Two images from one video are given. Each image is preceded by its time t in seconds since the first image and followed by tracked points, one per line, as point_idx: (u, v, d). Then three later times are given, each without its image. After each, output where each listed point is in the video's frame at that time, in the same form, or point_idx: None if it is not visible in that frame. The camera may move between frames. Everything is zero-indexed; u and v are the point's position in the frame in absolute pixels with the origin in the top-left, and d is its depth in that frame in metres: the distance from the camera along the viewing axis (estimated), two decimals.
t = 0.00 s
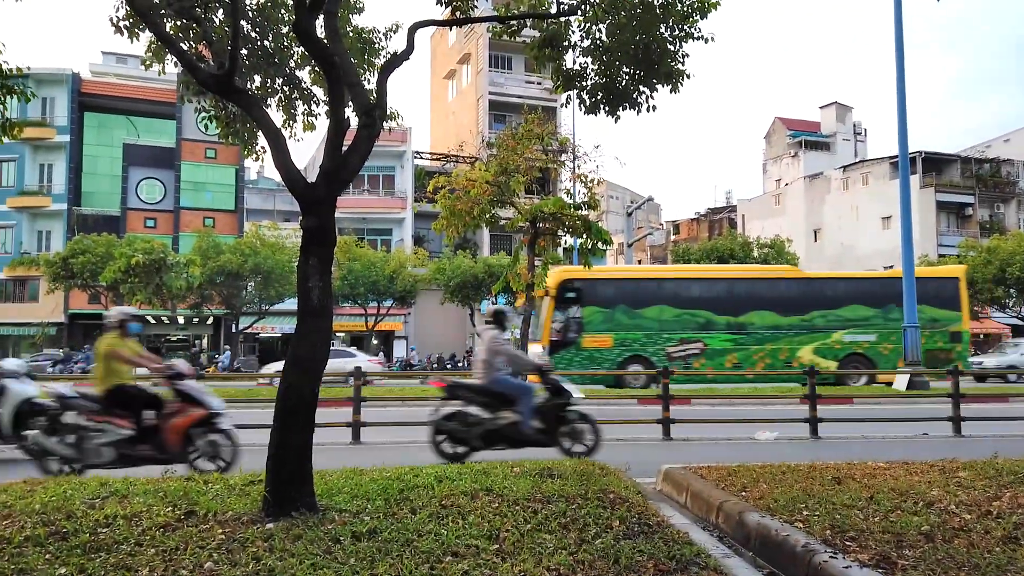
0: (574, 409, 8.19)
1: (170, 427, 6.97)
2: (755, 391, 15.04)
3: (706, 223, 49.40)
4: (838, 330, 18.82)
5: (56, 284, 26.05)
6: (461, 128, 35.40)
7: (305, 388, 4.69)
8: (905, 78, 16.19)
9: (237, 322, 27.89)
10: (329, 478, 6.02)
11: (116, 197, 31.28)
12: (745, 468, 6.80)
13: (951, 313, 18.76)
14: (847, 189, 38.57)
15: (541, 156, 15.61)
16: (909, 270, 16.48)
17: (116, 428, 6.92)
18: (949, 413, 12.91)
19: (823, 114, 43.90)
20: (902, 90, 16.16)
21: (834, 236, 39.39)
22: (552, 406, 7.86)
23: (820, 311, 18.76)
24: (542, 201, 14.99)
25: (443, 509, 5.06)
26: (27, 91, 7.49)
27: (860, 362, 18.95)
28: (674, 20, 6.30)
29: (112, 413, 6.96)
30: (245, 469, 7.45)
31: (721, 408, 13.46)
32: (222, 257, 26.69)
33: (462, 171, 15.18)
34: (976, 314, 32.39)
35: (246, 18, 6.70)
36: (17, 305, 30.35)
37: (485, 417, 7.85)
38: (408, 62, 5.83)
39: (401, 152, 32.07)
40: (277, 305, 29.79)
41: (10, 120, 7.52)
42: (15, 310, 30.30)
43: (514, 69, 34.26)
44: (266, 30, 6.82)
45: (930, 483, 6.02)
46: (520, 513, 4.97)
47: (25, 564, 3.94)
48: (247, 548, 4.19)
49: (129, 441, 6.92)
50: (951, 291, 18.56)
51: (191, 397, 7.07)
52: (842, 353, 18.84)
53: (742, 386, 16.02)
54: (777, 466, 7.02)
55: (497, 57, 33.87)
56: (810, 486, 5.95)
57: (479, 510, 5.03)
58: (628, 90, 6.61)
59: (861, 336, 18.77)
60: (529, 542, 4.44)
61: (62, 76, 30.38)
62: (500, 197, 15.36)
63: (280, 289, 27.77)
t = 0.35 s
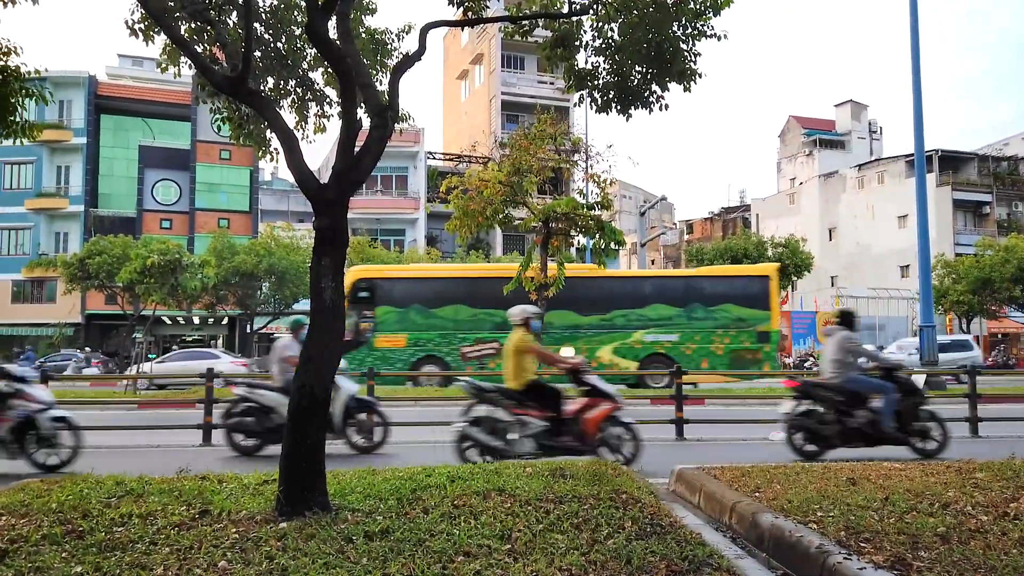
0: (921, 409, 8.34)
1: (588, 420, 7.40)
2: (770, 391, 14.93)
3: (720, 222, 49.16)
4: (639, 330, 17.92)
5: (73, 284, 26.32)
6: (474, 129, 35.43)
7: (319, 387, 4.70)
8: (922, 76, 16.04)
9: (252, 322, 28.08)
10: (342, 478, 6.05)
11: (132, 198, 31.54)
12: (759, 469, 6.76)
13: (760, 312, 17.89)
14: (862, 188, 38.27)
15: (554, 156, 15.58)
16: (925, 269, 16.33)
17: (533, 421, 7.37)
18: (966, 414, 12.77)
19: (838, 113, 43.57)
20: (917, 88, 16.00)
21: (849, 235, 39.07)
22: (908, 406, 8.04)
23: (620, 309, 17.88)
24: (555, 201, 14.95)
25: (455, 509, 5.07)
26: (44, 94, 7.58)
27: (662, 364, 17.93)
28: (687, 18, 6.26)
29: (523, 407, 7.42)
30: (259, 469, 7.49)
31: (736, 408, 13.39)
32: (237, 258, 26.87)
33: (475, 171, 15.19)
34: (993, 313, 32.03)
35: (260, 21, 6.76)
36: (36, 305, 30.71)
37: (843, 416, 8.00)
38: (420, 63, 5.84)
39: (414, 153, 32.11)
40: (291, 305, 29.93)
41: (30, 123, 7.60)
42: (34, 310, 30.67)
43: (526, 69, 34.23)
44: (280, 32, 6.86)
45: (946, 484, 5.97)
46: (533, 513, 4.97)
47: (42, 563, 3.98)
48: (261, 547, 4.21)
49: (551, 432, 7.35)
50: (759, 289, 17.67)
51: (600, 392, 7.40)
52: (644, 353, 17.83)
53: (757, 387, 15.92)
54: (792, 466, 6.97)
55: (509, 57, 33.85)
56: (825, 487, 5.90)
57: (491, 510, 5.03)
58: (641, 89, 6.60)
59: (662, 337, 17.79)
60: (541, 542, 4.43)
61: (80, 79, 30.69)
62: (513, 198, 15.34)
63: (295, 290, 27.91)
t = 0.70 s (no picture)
0: None
1: (966, 419, 7.69)
2: (782, 391, 14.85)
3: (732, 222, 48.97)
4: (432, 330, 17.89)
5: (87, 285, 26.50)
6: (485, 129, 35.47)
7: (331, 387, 4.71)
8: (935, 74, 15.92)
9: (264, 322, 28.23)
10: (354, 478, 6.07)
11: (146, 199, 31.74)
12: (771, 470, 6.72)
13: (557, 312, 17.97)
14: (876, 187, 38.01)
15: (565, 155, 15.57)
16: (939, 269, 16.20)
17: (914, 420, 7.61)
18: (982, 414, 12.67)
19: (851, 111, 43.28)
20: (931, 86, 15.87)
21: (862, 234, 38.82)
22: None
23: (415, 308, 17.92)
24: (566, 201, 14.93)
25: (466, 509, 5.08)
26: (59, 96, 7.64)
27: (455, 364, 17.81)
28: (698, 18, 6.23)
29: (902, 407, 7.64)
30: (272, 468, 7.52)
31: (749, 409, 13.33)
32: (249, 258, 26.99)
33: (486, 172, 15.18)
34: (1008, 313, 31.73)
35: (272, 22, 6.79)
36: (51, 305, 30.96)
37: None
38: (432, 63, 5.85)
39: (425, 153, 32.14)
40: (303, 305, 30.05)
41: (45, 124, 7.64)
42: (49, 310, 30.97)
43: (537, 69, 34.22)
44: (292, 34, 6.90)
45: (960, 485, 5.92)
46: (544, 514, 4.97)
47: (57, 561, 4.01)
48: (273, 546, 4.23)
49: (932, 430, 7.62)
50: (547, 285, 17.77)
51: (975, 392, 7.70)
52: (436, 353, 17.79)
53: (769, 386, 15.84)
54: (804, 467, 6.93)
55: (520, 57, 33.85)
56: (838, 488, 5.86)
57: (503, 510, 5.04)
58: (651, 88, 6.59)
59: (452, 336, 17.73)
60: (553, 543, 4.43)
61: (93, 81, 30.93)
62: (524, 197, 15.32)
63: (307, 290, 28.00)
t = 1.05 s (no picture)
0: None
1: None
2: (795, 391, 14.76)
3: (744, 221, 48.76)
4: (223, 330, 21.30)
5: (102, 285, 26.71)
6: (496, 128, 35.48)
7: (343, 386, 4.72)
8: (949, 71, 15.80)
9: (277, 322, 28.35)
10: (367, 477, 6.08)
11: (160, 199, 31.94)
12: (785, 470, 6.67)
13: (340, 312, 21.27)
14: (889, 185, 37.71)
15: (576, 155, 15.54)
16: (955, 268, 16.04)
17: None
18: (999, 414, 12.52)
19: (865, 109, 42.95)
20: (947, 84, 15.71)
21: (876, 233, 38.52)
22: None
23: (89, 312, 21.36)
24: (578, 200, 14.90)
25: (479, 509, 5.06)
26: (73, 96, 7.73)
27: (241, 362, 21.23)
28: (710, 17, 6.19)
29: None
30: (283, 467, 7.54)
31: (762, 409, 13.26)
32: (262, 258, 27.11)
33: (498, 171, 15.17)
34: None
35: (285, 22, 6.81)
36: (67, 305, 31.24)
37: None
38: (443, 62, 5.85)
39: (436, 153, 32.18)
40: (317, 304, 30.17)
41: (59, 124, 7.68)
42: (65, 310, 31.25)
43: (548, 68, 34.19)
44: (304, 34, 6.92)
45: (977, 487, 5.86)
46: (557, 514, 4.95)
47: (74, 559, 4.04)
48: (287, 545, 4.24)
49: None
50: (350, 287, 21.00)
51: None
52: (224, 352, 21.12)
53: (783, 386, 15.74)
54: (818, 467, 6.89)
55: (531, 57, 33.84)
56: (853, 489, 5.81)
57: (516, 510, 5.03)
58: (663, 87, 6.56)
59: (239, 337, 21.18)
60: (566, 543, 4.42)
61: (107, 82, 31.21)
62: (535, 197, 15.31)
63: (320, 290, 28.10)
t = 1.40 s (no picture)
0: None
1: None
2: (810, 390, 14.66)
3: (758, 220, 48.54)
4: (22, 332, 20.70)
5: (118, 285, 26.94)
6: (508, 128, 35.48)
7: (356, 386, 4.73)
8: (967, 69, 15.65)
9: (291, 322, 28.47)
10: (381, 476, 6.09)
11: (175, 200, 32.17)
12: (799, 470, 6.63)
13: (140, 313, 20.83)
14: (905, 184, 37.37)
15: (589, 154, 15.52)
16: (972, 266, 15.88)
17: None
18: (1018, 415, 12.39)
19: (880, 107, 42.61)
20: (964, 81, 15.55)
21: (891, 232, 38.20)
22: None
23: None
24: (590, 200, 14.87)
25: (493, 509, 5.06)
26: (90, 98, 7.79)
27: (42, 363, 20.65)
28: (723, 15, 6.15)
29: None
30: (299, 466, 7.60)
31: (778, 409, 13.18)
32: (276, 258, 27.24)
33: (510, 171, 15.16)
34: None
35: (298, 23, 6.84)
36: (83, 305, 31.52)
37: None
38: (456, 62, 5.85)
39: (448, 153, 32.23)
40: (330, 304, 30.28)
41: (76, 127, 7.73)
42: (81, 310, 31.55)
43: (560, 67, 34.16)
44: (318, 35, 6.94)
45: (994, 487, 5.80)
46: (571, 514, 4.94)
47: (91, 557, 4.07)
48: (301, 544, 4.25)
49: None
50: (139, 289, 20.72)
51: None
52: (22, 354, 20.66)
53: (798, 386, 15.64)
54: (833, 467, 6.85)
55: (543, 56, 33.82)
56: (870, 490, 5.76)
57: (529, 510, 5.02)
58: (676, 85, 6.53)
59: (38, 339, 20.57)
60: (579, 543, 4.40)
61: (123, 84, 31.47)
62: (547, 196, 15.29)
63: (333, 290, 28.19)
